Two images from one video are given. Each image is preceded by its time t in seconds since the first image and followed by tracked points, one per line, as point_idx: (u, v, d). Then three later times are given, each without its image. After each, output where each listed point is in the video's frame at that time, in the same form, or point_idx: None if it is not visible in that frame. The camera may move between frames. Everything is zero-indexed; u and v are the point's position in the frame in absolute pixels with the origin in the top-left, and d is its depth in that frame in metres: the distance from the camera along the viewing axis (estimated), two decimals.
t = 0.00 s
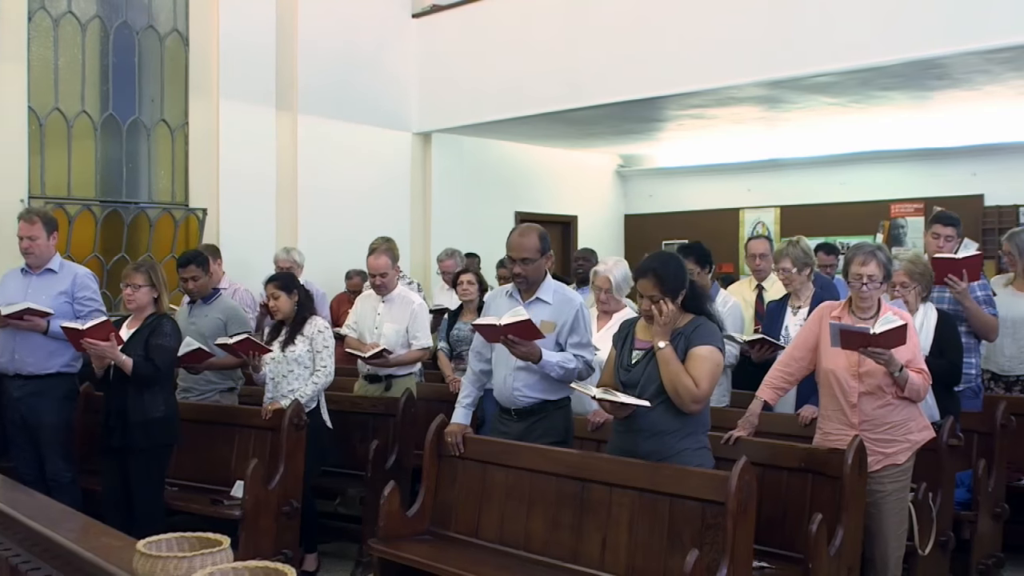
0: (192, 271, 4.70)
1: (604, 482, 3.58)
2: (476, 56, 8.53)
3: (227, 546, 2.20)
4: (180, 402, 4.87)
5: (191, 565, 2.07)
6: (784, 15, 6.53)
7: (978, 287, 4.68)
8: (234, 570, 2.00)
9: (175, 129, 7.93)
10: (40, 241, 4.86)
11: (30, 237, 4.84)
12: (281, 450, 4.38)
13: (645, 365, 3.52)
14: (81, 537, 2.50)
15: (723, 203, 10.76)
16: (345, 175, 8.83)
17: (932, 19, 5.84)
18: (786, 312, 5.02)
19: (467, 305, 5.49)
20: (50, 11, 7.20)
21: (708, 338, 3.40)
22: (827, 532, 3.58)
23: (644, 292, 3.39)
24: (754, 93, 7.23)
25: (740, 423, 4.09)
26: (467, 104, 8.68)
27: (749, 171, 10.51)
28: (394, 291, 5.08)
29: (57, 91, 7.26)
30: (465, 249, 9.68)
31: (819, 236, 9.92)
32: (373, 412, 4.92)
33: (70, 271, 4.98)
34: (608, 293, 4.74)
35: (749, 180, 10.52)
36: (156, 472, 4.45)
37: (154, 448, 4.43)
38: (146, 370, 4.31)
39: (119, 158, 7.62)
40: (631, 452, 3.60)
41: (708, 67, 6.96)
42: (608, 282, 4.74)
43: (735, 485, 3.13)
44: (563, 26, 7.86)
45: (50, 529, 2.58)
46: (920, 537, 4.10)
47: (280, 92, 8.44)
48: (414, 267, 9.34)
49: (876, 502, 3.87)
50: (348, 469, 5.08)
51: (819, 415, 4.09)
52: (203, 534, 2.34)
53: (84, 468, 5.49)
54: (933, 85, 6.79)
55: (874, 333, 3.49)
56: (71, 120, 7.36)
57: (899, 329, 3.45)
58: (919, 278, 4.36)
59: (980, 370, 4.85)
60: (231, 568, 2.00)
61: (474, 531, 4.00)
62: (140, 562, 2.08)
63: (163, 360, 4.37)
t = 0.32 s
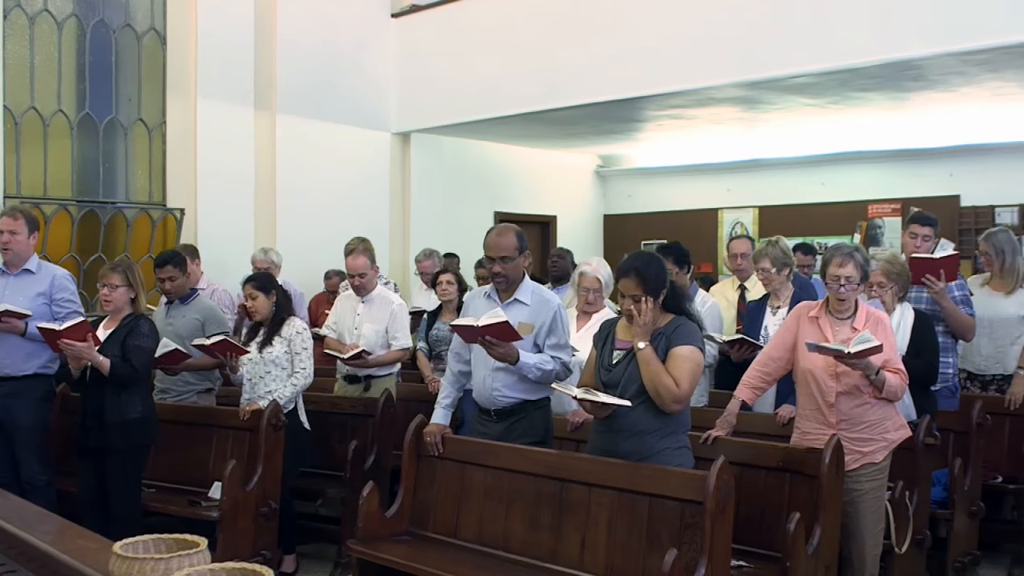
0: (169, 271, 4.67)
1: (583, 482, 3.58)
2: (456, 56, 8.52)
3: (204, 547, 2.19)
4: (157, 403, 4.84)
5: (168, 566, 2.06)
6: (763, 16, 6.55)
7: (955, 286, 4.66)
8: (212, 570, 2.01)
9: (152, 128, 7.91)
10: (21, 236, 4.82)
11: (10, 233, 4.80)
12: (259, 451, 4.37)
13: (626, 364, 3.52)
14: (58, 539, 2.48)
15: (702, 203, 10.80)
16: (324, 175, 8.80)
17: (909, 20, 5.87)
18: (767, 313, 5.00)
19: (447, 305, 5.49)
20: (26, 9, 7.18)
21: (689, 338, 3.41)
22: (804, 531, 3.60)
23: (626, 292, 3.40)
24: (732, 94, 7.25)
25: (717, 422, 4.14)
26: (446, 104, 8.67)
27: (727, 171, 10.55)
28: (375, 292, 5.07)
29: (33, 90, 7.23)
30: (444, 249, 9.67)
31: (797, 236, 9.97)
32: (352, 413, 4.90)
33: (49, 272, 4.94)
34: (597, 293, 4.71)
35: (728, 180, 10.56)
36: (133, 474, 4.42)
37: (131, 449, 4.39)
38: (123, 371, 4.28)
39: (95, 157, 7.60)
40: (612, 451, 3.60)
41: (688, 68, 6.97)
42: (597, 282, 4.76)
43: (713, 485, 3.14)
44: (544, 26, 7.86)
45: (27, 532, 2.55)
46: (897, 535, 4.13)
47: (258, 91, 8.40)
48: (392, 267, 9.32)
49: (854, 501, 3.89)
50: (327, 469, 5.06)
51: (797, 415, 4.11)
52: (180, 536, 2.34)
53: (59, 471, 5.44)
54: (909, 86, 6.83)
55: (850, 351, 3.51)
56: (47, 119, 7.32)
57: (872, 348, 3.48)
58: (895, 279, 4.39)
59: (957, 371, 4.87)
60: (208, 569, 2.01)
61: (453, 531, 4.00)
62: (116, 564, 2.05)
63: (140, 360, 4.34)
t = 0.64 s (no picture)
0: (143, 271, 4.65)
1: (559, 482, 3.58)
2: (433, 56, 8.51)
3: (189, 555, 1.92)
4: (130, 404, 4.80)
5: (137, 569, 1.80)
6: (739, 17, 6.57)
7: (928, 286, 4.67)
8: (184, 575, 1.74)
9: (126, 127, 7.84)
10: None
11: None
12: (234, 452, 4.35)
13: (603, 365, 3.52)
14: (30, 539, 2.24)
15: (678, 203, 10.83)
16: (299, 175, 8.76)
17: (882, 22, 5.91)
18: (743, 313, 4.99)
19: (423, 305, 5.48)
20: None
21: (666, 338, 3.42)
22: (779, 529, 3.62)
23: (603, 291, 3.41)
24: (708, 95, 7.28)
25: (694, 422, 4.12)
26: (422, 105, 8.65)
27: (703, 171, 10.58)
28: (350, 292, 5.06)
29: (5, 89, 7.15)
30: (420, 249, 9.66)
31: (772, 237, 10.02)
32: (328, 413, 4.89)
33: (26, 272, 4.89)
34: (574, 292, 4.68)
35: (703, 180, 10.61)
36: (107, 475, 4.38)
37: (106, 451, 4.36)
38: (97, 372, 4.25)
39: (69, 157, 7.52)
40: (590, 450, 3.61)
41: (665, 69, 6.99)
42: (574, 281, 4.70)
43: (689, 484, 3.15)
44: (521, 25, 7.85)
45: None
46: (871, 533, 4.15)
47: (233, 90, 8.34)
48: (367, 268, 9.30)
49: (829, 500, 3.91)
50: (303, 470, 5.04)
51: (772, 414, 4.13)
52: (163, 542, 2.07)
53: (35, 473, 5.40)
54: (882, 87, 6.89)
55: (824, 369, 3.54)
56: (19, 118, 7.24)
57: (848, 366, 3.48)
58: (871, 278, 4.39)
59: (931, 369, 4.87)
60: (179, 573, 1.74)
61: (430, 531, 3.99)
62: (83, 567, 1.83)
63: (114, 362, 4.32)
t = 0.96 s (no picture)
0: (116, 271, 4.61)
1: (534, 482, 3.58)
2: (409, 57, 8.49)
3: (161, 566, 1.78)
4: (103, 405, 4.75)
5: None
6: (715, 18, 6.59)
7: (902, 287, 4.68)
8: None
9: (99, 126, 7.80)
10: None
11: None
12: (208, 453, 4.32)
13: (581, 365, 3.53)
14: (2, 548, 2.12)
15: (653, 203, 10.87)
16: (274, 174, 8.73)
17: (856, 24, 5.94)
18: (719, 313, 4.97)
19: (399, 305, 5.47)
20: None
21: (643, 338, 3.43)
22: (754, 528, 3.63)
23: (580, 291, 3.41)
24: (683, 96, 7.30)
25: (668, 422, 4.12)
26: (399, 104, 8.63)
27: (679, 172, 10.62)
28: (325, 292, 5.04)
29: None
30: (395, 249, 9.64)
31: (747, 237, 10.06)
32: (303, 414, 4.87)
33: (5, 273, 4.85)
34: (546, 292, 4.61)
35: (678, 181, 10.65)
36: (79, 477, 4.34)
37: (78, 453, 4.32)
38: (69, 374, 4.21)
39: (41, 156, 7.46)
40: (566, 450, 3.61)
41: (641, 69, 7.00)
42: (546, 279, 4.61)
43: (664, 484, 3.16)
44: (498, 25, 7.84)
45: None
46: (845, 532, 4.18)
47: (207, 89, 8.31)
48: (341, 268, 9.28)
49: (803, 498, 3.93)
50: (278, 471, 5.01)
51: (747, 413, 4.15)
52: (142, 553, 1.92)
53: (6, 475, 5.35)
54: (857, 89, 6.93)
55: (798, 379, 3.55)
56: None
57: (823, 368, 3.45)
58: (842, 279, 4.42)
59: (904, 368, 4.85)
60: None
61: (405, 532, 3.98)
62: None
63: (87, 363, 4.28)
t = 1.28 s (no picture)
0: (84, 272, 4.58)
1: (506, 481, 3.58)
2: (381, 55, 8.47)
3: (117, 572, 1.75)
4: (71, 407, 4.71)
5: None
6: (687, 20, 6.61)
7: (872, 287, 4.70)
8: None
9: (67, 125, 7.73)
10: None
11: None
12: (178, 454, 4.29)
13: (556, 365, 3.53)
14: None
15: (626, 204, 10.90)
16: (248, 174, 8.69)
17: (826, 25, 5.98)
18: (691, 313, 4.96)
19: (370, 306, 5.45)
20: None
21: (618, 339, 3.44)
22: (725, 527, 3.65)
23: (554, 291, 3.41)
24: (655, 96, 7.32)
25: (641, 421, 4.10)
26: (371, 104, 8.60)
27: (651, 172, 10.66)
28: (294, 292, 5.01)
29: None
30: (366, 249, 9.61)
31: (719, 237, 10.10)
32: (274, 415, 4.85)
33: None
34: (508, 293, 4.50)
35: (651, 182, 10.68)
36: (47, 480, 4.29)
37: (46, 455, 4.27)
38: (37, 375, 4.16)
39: (8, 155, 7.37)
40: (541, 449, 3.61)
41: (614, 70, 7.01)
42: (507, 281, 4.46)
43: (636, 483, 3.17)
44: (472, 25, 7.83)
45: None
46: (815, 530, 4.20)
47: (177, 89, 8.25)
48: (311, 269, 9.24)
49: (774, 497, 3.96)
50: (249, 472, 4.98)
51: (718, 412, 4.16)
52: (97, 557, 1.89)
53: None
54: (826, 90, 6.97)
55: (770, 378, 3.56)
56: None
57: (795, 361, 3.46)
58: (813, 278, 4.42)
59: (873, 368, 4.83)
60: None
61: (377, 533, 3.97)
62: None
63: (55, 365, 4.23)
